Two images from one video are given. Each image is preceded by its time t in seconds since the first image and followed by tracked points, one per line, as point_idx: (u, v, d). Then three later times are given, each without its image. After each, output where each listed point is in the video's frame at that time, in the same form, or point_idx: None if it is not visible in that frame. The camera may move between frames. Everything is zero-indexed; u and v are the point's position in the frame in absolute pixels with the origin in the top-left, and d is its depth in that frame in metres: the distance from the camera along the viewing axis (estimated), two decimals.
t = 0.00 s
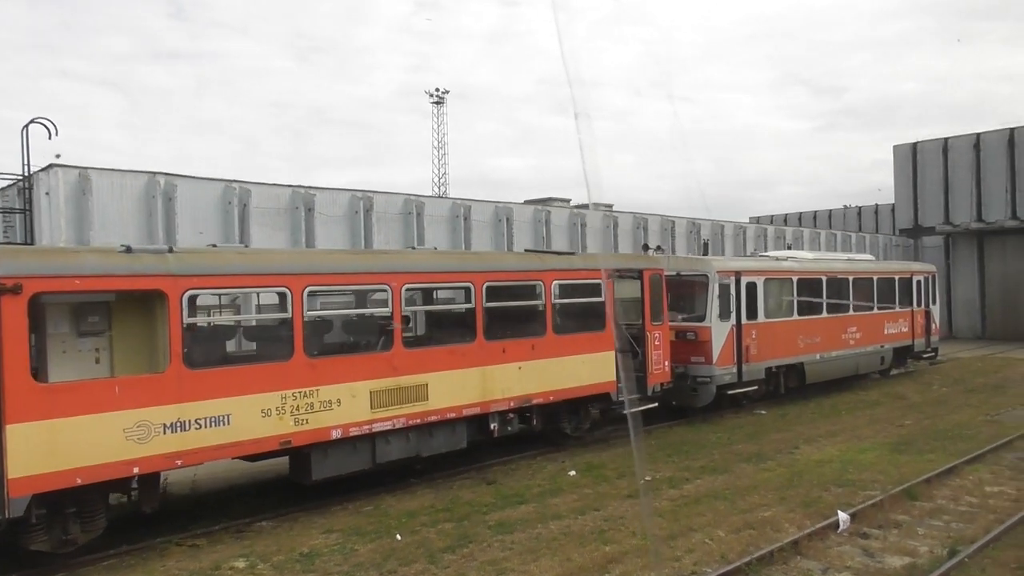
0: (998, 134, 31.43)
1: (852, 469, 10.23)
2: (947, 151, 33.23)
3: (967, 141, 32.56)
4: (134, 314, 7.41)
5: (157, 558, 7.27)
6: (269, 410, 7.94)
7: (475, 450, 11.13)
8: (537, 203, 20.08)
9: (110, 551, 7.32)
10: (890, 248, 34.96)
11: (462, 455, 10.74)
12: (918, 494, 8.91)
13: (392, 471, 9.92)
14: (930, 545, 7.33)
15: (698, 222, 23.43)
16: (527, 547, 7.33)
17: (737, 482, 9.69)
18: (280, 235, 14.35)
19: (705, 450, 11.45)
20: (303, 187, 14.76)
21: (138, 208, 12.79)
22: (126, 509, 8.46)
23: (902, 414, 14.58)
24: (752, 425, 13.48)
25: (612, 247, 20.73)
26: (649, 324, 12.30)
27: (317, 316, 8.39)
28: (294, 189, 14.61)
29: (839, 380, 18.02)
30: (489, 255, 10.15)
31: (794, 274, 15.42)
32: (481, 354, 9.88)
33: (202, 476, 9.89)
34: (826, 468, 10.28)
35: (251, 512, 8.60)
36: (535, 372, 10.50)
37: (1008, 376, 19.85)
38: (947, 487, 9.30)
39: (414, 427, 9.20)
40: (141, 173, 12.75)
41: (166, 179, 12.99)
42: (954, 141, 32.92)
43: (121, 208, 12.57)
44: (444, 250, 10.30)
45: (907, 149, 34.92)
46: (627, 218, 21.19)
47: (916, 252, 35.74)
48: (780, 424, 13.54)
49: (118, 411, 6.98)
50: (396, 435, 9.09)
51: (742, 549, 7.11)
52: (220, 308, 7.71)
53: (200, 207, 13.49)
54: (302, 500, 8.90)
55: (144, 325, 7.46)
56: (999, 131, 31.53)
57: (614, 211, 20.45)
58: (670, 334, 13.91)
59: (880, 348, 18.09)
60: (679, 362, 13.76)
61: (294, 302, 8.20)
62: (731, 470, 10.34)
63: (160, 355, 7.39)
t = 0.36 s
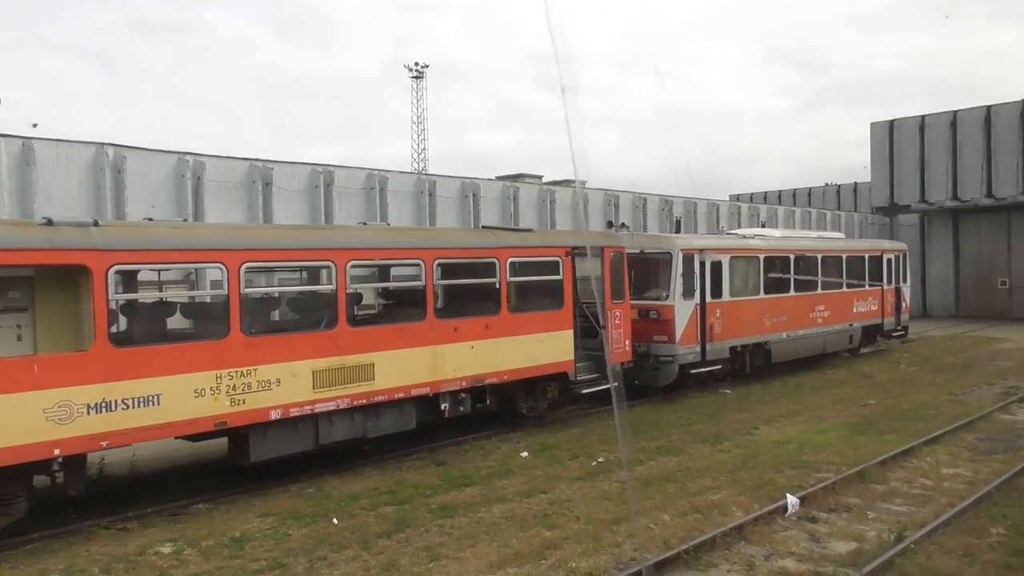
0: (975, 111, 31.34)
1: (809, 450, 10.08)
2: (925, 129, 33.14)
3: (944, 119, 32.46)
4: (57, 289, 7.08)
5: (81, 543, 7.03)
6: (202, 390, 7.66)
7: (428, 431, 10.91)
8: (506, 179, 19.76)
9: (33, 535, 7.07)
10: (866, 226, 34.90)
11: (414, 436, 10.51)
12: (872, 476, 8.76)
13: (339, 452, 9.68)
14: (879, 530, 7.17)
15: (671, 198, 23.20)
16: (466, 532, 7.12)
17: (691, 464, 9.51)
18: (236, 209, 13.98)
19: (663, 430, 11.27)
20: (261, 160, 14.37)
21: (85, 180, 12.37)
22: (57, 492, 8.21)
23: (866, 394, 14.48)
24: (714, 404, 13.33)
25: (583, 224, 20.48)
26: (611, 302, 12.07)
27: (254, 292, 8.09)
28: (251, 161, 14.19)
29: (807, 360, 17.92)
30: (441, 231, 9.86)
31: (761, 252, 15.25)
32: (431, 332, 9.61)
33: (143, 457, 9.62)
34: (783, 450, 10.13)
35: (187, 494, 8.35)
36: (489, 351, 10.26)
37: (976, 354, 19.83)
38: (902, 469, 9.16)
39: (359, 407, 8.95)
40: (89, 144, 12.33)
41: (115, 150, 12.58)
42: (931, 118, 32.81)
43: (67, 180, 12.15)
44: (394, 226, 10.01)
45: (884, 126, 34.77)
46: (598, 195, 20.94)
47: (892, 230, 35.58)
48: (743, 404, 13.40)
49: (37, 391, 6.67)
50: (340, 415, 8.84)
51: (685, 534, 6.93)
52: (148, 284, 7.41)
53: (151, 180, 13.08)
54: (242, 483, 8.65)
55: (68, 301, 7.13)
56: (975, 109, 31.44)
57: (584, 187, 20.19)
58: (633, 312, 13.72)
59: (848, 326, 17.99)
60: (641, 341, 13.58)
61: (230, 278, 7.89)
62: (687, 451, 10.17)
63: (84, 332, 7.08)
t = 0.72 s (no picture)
0: (970, 109, 31.10)
1: (784, 455, 9.81)
2: (919, 127, 32.91)
3: (939, 117, 32.21)
4: None
5: (19, 547, 6.77)
6: (150, 389, 7.40)
7: (397, 432, 10.65)
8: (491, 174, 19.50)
9: None
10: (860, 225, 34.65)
11: (380, 437, 10.25)
12: (846, 482, 8.50)
13: (301, 453, 9.42)
14: (847, 540, 6.91)
15: (660, 196, 22.97)
16: (419, 539, 6.86)
17: (662, 468, 9.25)
18: (209, 203, 13.70)
19: (638, 433, 11.01)
20: (235, 154, 14.07)
21: (52, 172, 12.04)
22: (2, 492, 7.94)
23: (850, 395, 14.23)
24: (694, 406, 13.08)
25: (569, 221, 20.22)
26: (586, 301, 11.83)
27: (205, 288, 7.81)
28: (225, 154, 13.90)
29: (793, 360, 17.67)
30: (407, 227, 9.60)
31: (745, 251, 15.00)
32: (396, 331, 9.35)
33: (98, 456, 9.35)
34: (757, 454, 9.88)
35: (138, 496, 8.09)
36: (457, 350, 10.00)
37: (966, 355, 19.57)
38: (879, 475, 8.89)
39: (319, 408, 8.69)
40: (56, 135, 12.02)
41: (83, 142, 12.26)
42: (926, 116, 32.57)
43: (32, 171, 11.84)
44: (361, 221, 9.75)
45: (878, 124, 34.51)
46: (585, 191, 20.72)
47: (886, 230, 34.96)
48: (723, 405, 13.15)
49: None
50: (298, 416, 8.57)
51: (644, 544, 6.68)
52: (93, 279, 7.13)
53: (121, 172, 12.78)
54: (196, 484, 8.39)
55: (9, 293, 6.81)
56: (970, 107, 31.20)
57: (570, 184, 19.94)
58: (612, 312, 13.47)
59: (835, 327, 17.75)
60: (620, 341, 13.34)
61: (181, 274, 7.62)
62: (659, 454, 9.91)
63: (24, 327, 6.79)
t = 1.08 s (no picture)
0: (975, 114, 30.73)
1: (768, 467, 9.52)
2: (924, 131, 32.52)
3: (944, 121, 31.84)
4: None
5: None
6: (105, 396, 7.17)
7: (372, 440, 10.41)
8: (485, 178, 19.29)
9: None
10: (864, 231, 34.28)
11: (354, 446, 10.02)
12: (828, 497, 8.21)
13: (270, 461, 9.19)
14: (822, 558, 6.63)
15: (657, 200, 22.72)
16: (375, 554, 6.61)
17: (639, 480, 8.98)
18: (192, 205, 13.51)
19: (620, 442, 10.73)
20: (218, 155, 13.86)
21: (28, 172, 11.83)
22: None
23: (843, 405, 13.92)
24: (682, 415, 12.80)
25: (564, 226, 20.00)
26: (569, 307, 11.59)
27: (168, 292, 7.63)
28: (208, 156, 13.68)
29: (789, 368, 17.37)
30: (380, 230, 9.39)
31: (737, 256, 14.73)
32: (367, 337, 9.12)
33: (62, 464, 9.13)
34: (740, 465, 9.60)
35: (96, 505, 7.86)
36: (433, 357, 9.76)
37: (967, 364, 19.20)
38: (863, 489, 8.58)
39: (285, 416, 8.45)
40: (33, 136, 11.79)
41: (61, 143, 12.05)
42: (931, 121, 32.21)
43: (8, 172, 11.63)
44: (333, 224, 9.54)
45: (883, 128, 34.14)
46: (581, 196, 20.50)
47: (891, 235, 34.70)
48: (712, 414, 12.86)
49: None
50: (263, 424, 8.34)
51: (609, 561, 6.42)
52: (44, 282, 6.91)
53: (100, 174, 12.58)
54: (157, 494, 8.16)
55: None
56: (976, 111, 30.83)
57: (565, 188, 19.71)
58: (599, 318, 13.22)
59: (832, 334, 17.44)
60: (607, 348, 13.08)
61: (139, 278, 7.42)
62: (639, 465, 9.63)
63: None
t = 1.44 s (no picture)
0: (974, 117, 30.44)
1: (746, 478, 9.26)
2: (923, 134, 32.21)
3: (943, 124, 31.55)
4: None
5: None
6: (52, 405, 6.93)
7: (343, 449, 10.17)
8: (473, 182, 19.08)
9: None
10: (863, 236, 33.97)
11: (323, 455, 9.78)
12: (804, 509, 7.94)
13: (234, 471, 8.96)
14: None
15: (650, 204, 22.49)
16: (325, 569, 6.37)
17: (612, 491, 8.73)
18: (168, 209, 13.30)
19: (598, 451, 10.47)
20: (196, 158, 13.67)
21: None
22: None
23: (832, 412, 13.64)
24: (665, 422, 12.53)
25: (553, 230, 19.77)
26: (548, 313, 11.34)
27: (134, 297, 7.49)
28: (186, 159, 13.49)
29: (780, 374, 17.09)
30: (346, 234, 9.18)
31: (725, 261, 14.47)
32: (333, 343, 8.89)
33: (20, 474, 8.91)
34: (717, 476, 9.34)
35: (47, 517, 7.64)
36: (403, 364, 9.52)
37: (962, 370, 18.87)
38: (841, 501, 8.31)
39: (245, 425, 8.22)
40: (4, 138, 11.55)
41: (33, 145, 11.83)
42: (930, 124, 31.90)
43: None
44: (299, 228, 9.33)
45: (882, 132, 33.85)
46: (571, 200, 20.29)
47: (890, 239, 34.45)
48: (697, 422, 12.58)
49: None
50: (222, 433, 8.10)
51: None
52: None
53: (74, 177, 12.37)
54: (112, 505, 7.93)
55: None
56: (975, 114, 30.53)
57: (555, 191, 19.50)
58: (581, 323, 12.94)
59: (824, 340, 17.16)
60: (589, 354, 12.82)
61: (88, 283, 7.21)
62: (614, 476, 9.38)
63: None
